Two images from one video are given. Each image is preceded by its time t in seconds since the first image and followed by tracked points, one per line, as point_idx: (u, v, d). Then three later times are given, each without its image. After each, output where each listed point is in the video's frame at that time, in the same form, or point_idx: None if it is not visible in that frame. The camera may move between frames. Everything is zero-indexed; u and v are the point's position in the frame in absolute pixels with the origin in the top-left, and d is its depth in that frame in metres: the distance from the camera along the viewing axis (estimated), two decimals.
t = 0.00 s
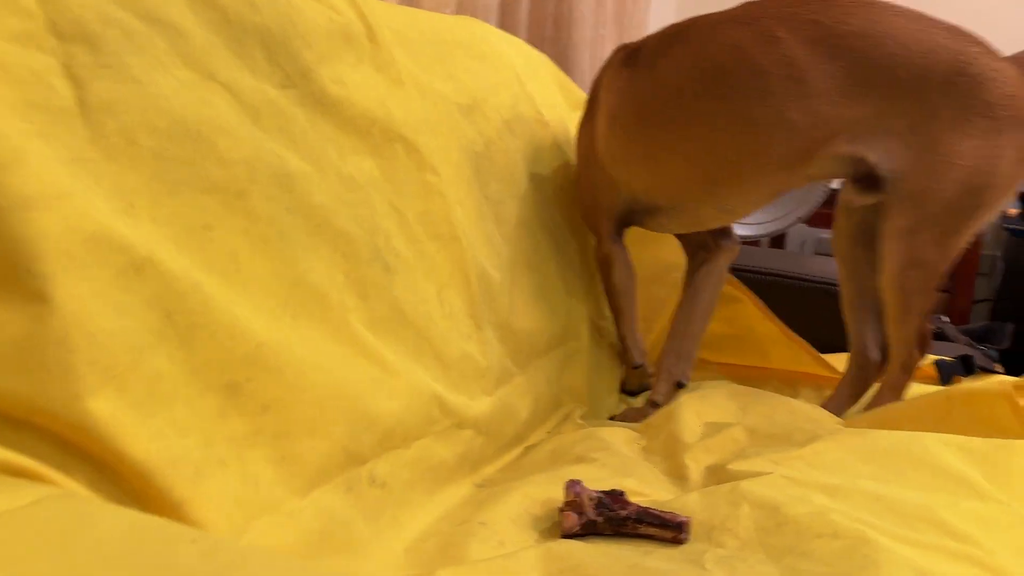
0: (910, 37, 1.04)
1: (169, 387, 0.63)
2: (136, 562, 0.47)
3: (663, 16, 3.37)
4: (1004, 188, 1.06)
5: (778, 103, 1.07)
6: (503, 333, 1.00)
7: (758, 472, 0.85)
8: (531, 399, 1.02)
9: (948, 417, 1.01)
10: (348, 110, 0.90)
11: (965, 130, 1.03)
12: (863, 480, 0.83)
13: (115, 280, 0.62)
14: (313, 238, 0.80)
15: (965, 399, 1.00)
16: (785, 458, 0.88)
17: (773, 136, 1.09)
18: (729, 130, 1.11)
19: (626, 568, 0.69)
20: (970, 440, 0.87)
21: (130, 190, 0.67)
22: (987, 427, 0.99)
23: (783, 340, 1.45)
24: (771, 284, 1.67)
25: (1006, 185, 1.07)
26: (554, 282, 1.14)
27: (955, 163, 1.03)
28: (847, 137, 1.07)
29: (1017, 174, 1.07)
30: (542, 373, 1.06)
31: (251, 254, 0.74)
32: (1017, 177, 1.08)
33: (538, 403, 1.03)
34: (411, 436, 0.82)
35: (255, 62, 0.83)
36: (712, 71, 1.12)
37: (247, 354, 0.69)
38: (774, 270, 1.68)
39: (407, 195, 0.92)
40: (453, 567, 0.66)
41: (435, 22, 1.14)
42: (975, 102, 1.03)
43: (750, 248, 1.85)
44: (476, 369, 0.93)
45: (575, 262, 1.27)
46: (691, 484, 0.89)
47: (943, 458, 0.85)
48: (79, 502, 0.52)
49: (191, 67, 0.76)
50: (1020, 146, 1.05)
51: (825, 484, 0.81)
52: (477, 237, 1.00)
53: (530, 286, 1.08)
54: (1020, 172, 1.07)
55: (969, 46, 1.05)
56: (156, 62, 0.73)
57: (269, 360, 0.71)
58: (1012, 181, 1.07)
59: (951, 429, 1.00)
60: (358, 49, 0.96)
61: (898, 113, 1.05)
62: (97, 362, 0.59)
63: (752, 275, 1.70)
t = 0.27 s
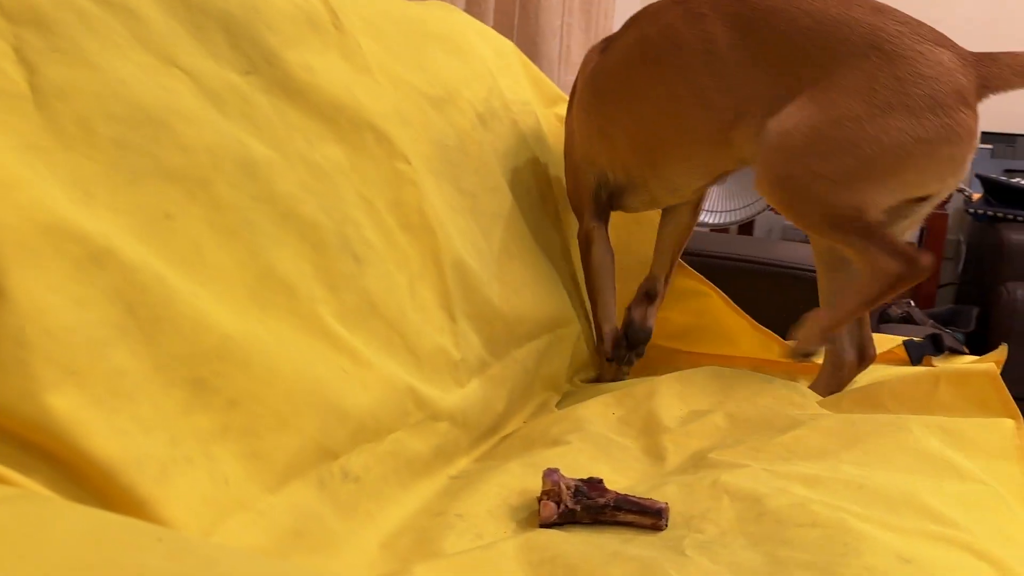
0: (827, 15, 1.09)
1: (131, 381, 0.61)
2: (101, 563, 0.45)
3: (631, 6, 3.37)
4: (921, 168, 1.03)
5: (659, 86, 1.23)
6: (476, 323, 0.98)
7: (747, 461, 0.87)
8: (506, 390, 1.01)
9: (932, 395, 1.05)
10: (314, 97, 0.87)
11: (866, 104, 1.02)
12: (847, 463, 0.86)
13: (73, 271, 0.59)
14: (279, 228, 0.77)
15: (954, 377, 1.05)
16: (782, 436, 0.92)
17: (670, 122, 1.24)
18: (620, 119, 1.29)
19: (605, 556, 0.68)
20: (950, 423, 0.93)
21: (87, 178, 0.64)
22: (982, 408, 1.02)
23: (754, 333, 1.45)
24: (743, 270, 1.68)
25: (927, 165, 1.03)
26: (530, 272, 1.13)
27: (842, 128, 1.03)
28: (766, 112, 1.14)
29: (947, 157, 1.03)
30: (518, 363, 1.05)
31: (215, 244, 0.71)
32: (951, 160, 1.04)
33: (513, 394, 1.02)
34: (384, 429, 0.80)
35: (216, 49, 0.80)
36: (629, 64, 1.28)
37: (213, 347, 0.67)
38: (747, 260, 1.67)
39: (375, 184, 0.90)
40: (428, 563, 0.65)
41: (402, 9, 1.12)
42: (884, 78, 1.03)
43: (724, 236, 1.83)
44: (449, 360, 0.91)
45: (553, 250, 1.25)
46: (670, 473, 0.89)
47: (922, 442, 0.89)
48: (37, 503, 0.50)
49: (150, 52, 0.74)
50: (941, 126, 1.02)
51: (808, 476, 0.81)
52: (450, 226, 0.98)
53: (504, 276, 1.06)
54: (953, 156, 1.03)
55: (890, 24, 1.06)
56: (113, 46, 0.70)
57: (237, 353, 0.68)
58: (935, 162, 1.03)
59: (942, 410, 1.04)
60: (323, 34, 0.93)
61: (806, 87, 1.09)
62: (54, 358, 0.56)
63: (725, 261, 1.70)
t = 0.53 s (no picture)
0: None
1: (114, 370, 0.59)
2: (90, 554, 0.44)
3: None
4: (850, 138, 0.96)
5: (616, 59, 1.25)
6: (464, 310, 0.97)
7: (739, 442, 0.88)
8: (496, 377, 1.00)
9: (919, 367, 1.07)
10: (296, 82, 0.86)
11: (786, 76, 0.99)
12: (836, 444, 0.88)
13: (52, 258, 0.58)
14: (263, 214, 0.76)
15: (940, 354, 1.06)
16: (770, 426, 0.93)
17: (635, 95, 1.27)
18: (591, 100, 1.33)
19: (599, 540, 0.67)
20: (936, 401, 0.95)
21: (66, 163, 0.62)
22: (969, 381, 1.03)
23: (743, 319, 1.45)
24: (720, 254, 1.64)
25: (857, 134, 0.95)
26: (518, 259, 1.12)
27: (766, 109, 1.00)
28: (715, 82, 1.13)
29: (881, 124, 0.96)
30: (507, 351, 1.04)
31: (198, 230, 0.70)
32: (875, 126, 0.95)
33: (502, 380, 1.02)
34: (373, 416, 0.79)
35: (195, 32, 0.78)
36: (597, 42, 1.30)
37: (198, 334, 0.65)
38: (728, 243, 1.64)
39: (360, 169, 0.89)
40: (422, 548, 0.64)
41: None
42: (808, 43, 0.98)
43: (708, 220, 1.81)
44: (438, 347, 0.90)
45: (542, 237, 1.25)
46: (658, 457, 0.89)
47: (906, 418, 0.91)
48: (23, 493, 0.48)
49: (128, 35, 0.72)
50: (872, 91, 0.95)
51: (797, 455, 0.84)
52: (436, 212, 0.97)
53: (491, 262, 1.05)
54: (888, 123, 0.96)
55: None
56: (89, 29, 0.68)
57: (222, 340, 0.67)
58: (871, 129, 0.95)
59: (931, 387, 1.05)
60: (304, 18, 0.92)
61: (744, 59, 1.08)
62: (35, 346, 0.54)
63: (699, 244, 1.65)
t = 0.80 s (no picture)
0: None
1: (99, 365, 0.59)
2: (78, 549, 0.44)
3: None
4: (762, 124, 0.91)
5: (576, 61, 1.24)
6: (451, 302, 0.97)
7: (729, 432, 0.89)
8: (485, 368, 1.00)
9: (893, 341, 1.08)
10: (279, 72, 0.85)
11: (697, 68, 0.97)
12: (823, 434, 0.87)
13: (34, 252, 0.57)
14: (248, 207, 0.75)
15: (912, 330, 1.07)
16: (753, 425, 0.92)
17: (588, 91, 1.26)
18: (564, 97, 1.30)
19: (590, 530, 0.68)
20: (915, 385, 0.95)
21: (47, 156, 0.61)
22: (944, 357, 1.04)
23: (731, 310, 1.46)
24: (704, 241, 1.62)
25: (769, 118, 0.91)
26: (506, 250, 1.12)
27: (687, 107, 0.96)
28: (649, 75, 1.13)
29: (792, 103, 0.92)
30: (496, 342, 1.04)
31: (182, 223, 0.69)
32: (787, 105, 0.91)
33: (492, 371, 1.01)
34: (361, 409, 0.78)
35: (177, 23, 0.77)
36: (560, 46, 1.30)
37: (184, 329, 0.65)
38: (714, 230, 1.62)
39: (345, 161, 0.88)
40: (413, 541, 0.64)
41: None
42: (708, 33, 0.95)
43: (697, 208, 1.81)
44: (426, 339, 0.90)
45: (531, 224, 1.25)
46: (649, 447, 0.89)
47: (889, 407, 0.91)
48: (10, 489, 0.48)
49: (108, 25, 0.71)
50: (776, 67, 0.91)
51: (784, 441, 0.84)
52: (423, 203, 0.96)
53: (479, 253, 1.05)
54: (797, 100, 0.92)
55: None
56: (69, 19, 0.67)
57: (209, 334, 0.66)
58: (783, 109, 0.91)
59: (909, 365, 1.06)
60: (288, 7, 0.90)
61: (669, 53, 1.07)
62: (18, 342, 0.54)
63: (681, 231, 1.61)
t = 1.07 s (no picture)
0: None
1: (90, 349, 0.58)
2: (72, 532, 0.44)
3: None
4: (659, 107, 0.94)
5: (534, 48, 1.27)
6: (443, 285, 0.97)
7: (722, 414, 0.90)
8: (478, 352, 1.00)
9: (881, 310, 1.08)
10: (267, 54, 0.84)
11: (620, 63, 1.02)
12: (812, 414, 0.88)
13: (21, 236, 0.56)
14: (237, 190, 0.75)
15: (903, 298, 1.07)
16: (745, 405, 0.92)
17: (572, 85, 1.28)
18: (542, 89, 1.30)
19: (585, 510, 0.68)
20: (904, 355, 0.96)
21: (33, 138, 0.60)
22: (933, 323, 1.06)
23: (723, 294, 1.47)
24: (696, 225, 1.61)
25: (668, 102, 0.94)
26: (497, 233, 1.12)
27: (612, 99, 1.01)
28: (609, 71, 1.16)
29: (690, 86, 0.94)
30: (488, 326, 1.04)
31: (171, 206, 0.68)
32: (687, 87, 0.94)
33: (484, 354, 1.01)
34: (354, 393, 0.78)
35: (162, 4, 0.76)
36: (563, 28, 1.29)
37: (175, 312, 0.64)
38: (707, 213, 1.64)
39: (335, 143, 0.87)
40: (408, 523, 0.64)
41: None
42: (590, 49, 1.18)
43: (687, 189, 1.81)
44: (418, 322, 0.90)
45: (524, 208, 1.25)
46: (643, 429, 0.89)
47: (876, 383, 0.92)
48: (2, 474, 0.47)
49: (92, 6, 0.69)
50: (666, 54, 0.95)
51: (776, 420, 0.85)
52: (414, 186, 0.96)
53: (470, 237, 1.05)
54: (693, 81, 0.94)
55: None
56: None
57: (200, 318, 0.66)
58: (678, 92, 0.94)
59: (900, 332, 1.08)
60: None
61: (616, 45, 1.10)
62: (7, 327, 0.53)
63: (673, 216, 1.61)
